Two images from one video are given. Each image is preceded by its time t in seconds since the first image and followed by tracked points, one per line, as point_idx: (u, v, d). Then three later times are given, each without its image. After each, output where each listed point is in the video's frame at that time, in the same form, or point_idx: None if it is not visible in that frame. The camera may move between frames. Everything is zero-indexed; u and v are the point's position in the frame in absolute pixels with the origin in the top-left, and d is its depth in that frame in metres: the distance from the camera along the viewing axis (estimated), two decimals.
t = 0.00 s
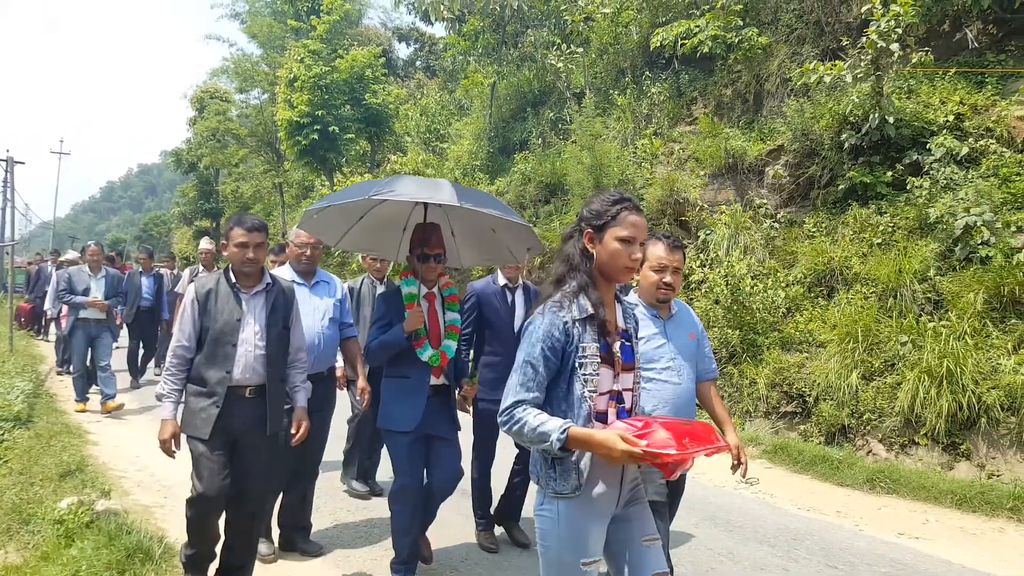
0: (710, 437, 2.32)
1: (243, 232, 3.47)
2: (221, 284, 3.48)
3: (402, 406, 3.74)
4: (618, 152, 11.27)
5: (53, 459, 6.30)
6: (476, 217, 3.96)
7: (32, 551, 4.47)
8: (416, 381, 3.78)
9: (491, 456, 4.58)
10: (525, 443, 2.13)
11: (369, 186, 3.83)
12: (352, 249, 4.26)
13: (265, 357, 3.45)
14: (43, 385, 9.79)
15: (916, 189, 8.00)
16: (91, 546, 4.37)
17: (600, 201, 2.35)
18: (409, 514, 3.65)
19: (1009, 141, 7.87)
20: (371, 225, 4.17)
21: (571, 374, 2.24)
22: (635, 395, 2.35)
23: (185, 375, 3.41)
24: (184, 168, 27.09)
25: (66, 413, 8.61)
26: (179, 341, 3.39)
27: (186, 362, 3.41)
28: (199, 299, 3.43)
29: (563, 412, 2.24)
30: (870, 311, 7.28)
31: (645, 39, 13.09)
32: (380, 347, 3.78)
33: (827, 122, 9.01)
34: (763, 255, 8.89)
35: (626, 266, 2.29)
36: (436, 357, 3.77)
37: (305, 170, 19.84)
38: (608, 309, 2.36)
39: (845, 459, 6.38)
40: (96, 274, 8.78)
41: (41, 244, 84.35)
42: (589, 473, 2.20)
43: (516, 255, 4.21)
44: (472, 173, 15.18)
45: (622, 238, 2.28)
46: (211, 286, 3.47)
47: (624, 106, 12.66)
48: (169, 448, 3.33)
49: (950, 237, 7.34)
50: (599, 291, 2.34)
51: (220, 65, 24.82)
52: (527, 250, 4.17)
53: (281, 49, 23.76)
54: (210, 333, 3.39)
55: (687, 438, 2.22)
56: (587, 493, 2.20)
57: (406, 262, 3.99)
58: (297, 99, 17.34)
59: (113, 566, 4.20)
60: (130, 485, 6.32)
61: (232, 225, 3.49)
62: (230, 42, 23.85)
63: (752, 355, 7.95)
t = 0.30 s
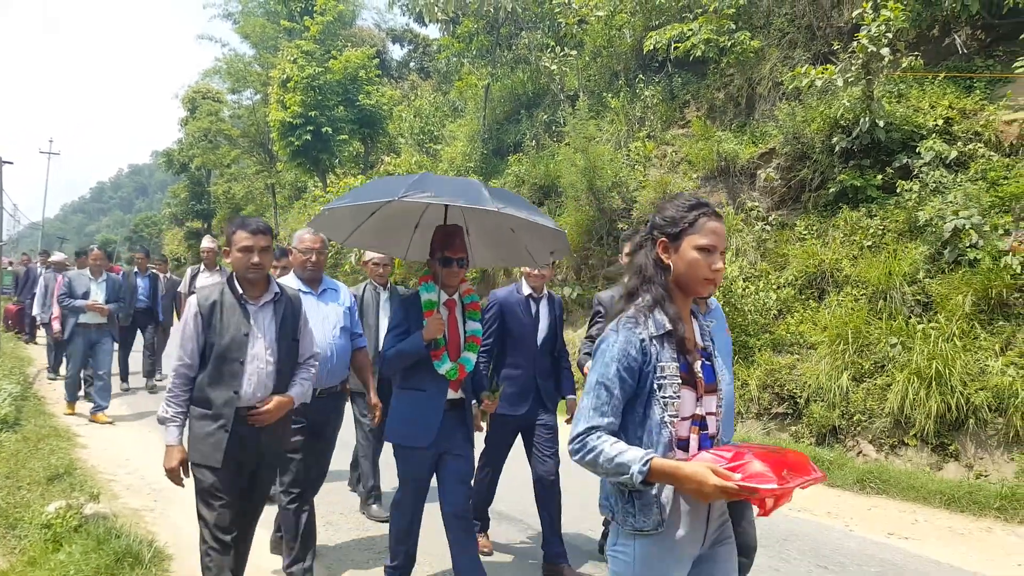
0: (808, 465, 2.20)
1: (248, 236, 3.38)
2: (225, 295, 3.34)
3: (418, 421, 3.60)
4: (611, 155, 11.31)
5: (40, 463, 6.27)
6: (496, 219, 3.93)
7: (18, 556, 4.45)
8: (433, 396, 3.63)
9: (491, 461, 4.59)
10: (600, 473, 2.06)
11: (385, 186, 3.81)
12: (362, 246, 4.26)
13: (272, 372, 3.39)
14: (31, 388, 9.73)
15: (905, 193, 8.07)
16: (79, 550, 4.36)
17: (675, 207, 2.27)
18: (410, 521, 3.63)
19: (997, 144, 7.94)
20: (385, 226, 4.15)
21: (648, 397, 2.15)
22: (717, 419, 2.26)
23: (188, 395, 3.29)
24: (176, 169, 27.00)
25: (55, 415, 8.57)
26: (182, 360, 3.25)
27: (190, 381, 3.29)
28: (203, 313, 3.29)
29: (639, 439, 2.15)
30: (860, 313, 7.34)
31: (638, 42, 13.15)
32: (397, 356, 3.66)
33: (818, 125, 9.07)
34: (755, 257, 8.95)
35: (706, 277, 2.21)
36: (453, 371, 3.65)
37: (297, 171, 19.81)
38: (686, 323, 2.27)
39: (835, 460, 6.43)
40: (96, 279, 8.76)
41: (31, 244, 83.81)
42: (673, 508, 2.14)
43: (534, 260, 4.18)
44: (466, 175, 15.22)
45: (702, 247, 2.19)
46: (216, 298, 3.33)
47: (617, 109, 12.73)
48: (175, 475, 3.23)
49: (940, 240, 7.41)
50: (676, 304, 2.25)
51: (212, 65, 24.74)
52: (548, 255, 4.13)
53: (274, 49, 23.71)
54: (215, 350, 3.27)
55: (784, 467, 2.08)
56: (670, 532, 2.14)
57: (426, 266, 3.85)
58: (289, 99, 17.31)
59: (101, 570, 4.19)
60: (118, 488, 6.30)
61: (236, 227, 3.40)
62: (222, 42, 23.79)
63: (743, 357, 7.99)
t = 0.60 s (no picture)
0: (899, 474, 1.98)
1: (239, 224, 3.18)
2: (215, 290, 3.11)
3: (447, 431, 3.38)
4: (595, 156, 11.35)
5: (15, 468, 6.19)
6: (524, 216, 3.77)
7: None
8: (463, 404, 3.42)
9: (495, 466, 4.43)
10: (666, 480, 1.90)
11: (405, 184, 3.61)
12: (373, 248, 4.03)
13: (270, 374, 3.16)
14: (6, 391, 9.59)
15: (885, 194, 8.18)
16: (56, 556, 4.29)
17: (752, 194, 2.13)
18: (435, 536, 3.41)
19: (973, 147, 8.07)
20: (400, 227, 3.92)
21: (719, 398, 2.00)
22: (796, 425, 2.13)
23: (180, 402, 3.01)
24: (156, 168, 26.76)
25: (32, 419, 8.45)
26: (172, 363, 2.98)
27: (180, 385, 3.01)
28: (192, 310, 3.03)
29: (713, 444, 1.99)
30: (840, 312, 7.43)
31: (621, 44, 13.22)
32: (422, 364, 3.40)
33: (799, 128, 9.18)
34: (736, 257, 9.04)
35: (784, 271, 2.07)
36: (486, 375, 3.40)
37: (280, 171, 19.72)
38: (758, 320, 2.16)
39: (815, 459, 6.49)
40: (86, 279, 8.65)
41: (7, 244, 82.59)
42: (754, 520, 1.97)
43: (561, 259, 4.03)
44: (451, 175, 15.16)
45: (782, 238, 2.05)
46: (206, 294, 3.09)
47: (601, 111, 12.80)
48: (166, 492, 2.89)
49: (918, 241, 7.50)
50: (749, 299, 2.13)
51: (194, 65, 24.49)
52: (576, 255, 4.01)
53: (257, 48, 23.53)
54: (207, 350, 3.02)
55: (874, 476, 1.87)
56: (751, 545, 1.97)
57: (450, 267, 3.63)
58: (272, 99, 17.21)
59: (79, 575, 4.14)
60: (97, 492, 6.22)
61: (224, 217, 3.21)
62: (203, 40, 23.57)
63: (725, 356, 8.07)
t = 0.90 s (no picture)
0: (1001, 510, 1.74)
1: (251, 228, 2.97)
2: (225, 300, 2.87)
3: (461, 447, 3.22)
4: (576, 158, 11.35)
5: None
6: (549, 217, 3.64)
7: None
8: (477, 419, 3.27)
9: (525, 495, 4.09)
10: (741, 518, 1.71)
11: (426, 182, 3.43)
12: (387, 245, 3.91)
13: (280, 393, 2.93)
14: None
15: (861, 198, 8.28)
16: (28, 562, 4.17)
17: (840, 194, 1.90)
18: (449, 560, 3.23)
19: (947, 151, 8.19)
20: (417, 225, 3.83)
21: (799, 428, 1.78)
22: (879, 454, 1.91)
23: (185, 421, 2.77)
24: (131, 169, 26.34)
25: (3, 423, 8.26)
26: (177, 379, 2.73)
27: (185, 404, 2.77)
28: (199, 321, 2.80)
29: (788, 478, 1.78)
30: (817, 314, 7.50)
31: (601, 48, 13.30)
32: (438, 377, 3.21)
33: (777, 131, 9.24)
34: (715, 260, 9.10)
35: (882, 282, 1.87)
36: (500, 389, 3.27)
37: (258, 172, 19.53)
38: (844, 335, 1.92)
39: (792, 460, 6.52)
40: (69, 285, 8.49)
41: None
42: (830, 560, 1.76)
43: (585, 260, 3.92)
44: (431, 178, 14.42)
45: (881, 245, 1.85)
46: (215, 304, 2.85)
47: (581, 114, 12.82)
48: (173, 522, 2.63)
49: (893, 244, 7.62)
50: (839, 313, 1.90)
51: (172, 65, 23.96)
52: (604, 256, 3.84)
53: (235, 49, 23.28)
54: (217, 366, 2.79)
55: (973, 511, 1.67)
56: None
57: (463, 269, 3.49)
58: (250, 99, 17.01)
59: None
60: (71, 497, 6.06)
61: (234, 220, 2.99)
62: (180, 39, 23.26)
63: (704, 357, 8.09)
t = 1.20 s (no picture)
0: None
1: (286, 225, 2.87)
2: (259, 300, 2.78)
3: (492, 464, 2.90)
4: (560, 159, 11.31)
5: None
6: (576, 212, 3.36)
7: None
8: (508, 432, 2.96)
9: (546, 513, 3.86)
10: (859, 548, 1.56)
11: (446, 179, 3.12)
12: (399, 253, 3.56)
13: (319, 399, 2.79)
14: None
15: (842, 198, 8.35)
16: (10, 566, 4.10)
17: (942, 175, 1.72)
18: None
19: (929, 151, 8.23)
20: (434, 230, 3.51)
21: (916, 441, 1.60)
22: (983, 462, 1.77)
23: (216, 431, 2.69)
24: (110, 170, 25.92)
25: None
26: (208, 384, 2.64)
27: (217, 411, 2.68)
28: (234, 324, 2.70)
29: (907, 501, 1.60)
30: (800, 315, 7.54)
31: (584, 49, 13.32)
32: (463, 390, 2.93)
33: (759, 133, 9.36)
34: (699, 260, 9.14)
35: (991, 270, 1.70)
36: (532, 399, 3.00)
37: (240, 174, 19.33)
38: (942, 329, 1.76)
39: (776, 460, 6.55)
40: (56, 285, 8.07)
41: None
42: None
43: (615, 262, 3.61)
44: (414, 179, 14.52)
45: (993, 230, 1.69)
46: (248, 304, 2.75)
47: (565, 115, 12.78)
48: (197, 538, 2.56)
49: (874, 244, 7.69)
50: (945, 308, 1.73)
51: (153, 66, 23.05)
52: (636, 254, 3.51)
53: (217, 49, 22.99)
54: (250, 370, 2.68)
55: None
56: None
57: (482, 272, 3.25)
58: (231, 99, 16.80)
59: None
60: (53, 499, 5.96)
61: (268, 217, 2.90)
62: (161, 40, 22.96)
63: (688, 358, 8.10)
